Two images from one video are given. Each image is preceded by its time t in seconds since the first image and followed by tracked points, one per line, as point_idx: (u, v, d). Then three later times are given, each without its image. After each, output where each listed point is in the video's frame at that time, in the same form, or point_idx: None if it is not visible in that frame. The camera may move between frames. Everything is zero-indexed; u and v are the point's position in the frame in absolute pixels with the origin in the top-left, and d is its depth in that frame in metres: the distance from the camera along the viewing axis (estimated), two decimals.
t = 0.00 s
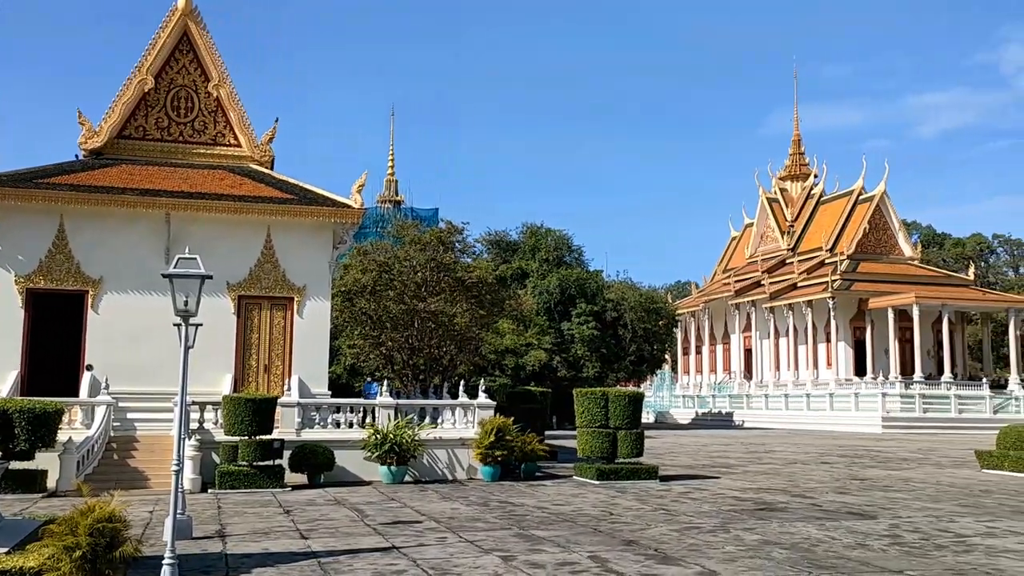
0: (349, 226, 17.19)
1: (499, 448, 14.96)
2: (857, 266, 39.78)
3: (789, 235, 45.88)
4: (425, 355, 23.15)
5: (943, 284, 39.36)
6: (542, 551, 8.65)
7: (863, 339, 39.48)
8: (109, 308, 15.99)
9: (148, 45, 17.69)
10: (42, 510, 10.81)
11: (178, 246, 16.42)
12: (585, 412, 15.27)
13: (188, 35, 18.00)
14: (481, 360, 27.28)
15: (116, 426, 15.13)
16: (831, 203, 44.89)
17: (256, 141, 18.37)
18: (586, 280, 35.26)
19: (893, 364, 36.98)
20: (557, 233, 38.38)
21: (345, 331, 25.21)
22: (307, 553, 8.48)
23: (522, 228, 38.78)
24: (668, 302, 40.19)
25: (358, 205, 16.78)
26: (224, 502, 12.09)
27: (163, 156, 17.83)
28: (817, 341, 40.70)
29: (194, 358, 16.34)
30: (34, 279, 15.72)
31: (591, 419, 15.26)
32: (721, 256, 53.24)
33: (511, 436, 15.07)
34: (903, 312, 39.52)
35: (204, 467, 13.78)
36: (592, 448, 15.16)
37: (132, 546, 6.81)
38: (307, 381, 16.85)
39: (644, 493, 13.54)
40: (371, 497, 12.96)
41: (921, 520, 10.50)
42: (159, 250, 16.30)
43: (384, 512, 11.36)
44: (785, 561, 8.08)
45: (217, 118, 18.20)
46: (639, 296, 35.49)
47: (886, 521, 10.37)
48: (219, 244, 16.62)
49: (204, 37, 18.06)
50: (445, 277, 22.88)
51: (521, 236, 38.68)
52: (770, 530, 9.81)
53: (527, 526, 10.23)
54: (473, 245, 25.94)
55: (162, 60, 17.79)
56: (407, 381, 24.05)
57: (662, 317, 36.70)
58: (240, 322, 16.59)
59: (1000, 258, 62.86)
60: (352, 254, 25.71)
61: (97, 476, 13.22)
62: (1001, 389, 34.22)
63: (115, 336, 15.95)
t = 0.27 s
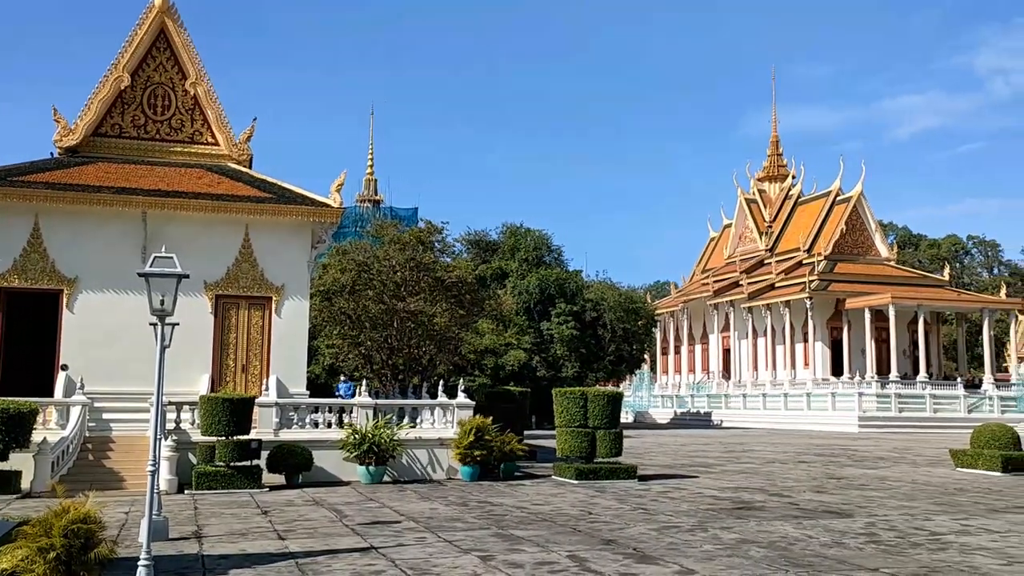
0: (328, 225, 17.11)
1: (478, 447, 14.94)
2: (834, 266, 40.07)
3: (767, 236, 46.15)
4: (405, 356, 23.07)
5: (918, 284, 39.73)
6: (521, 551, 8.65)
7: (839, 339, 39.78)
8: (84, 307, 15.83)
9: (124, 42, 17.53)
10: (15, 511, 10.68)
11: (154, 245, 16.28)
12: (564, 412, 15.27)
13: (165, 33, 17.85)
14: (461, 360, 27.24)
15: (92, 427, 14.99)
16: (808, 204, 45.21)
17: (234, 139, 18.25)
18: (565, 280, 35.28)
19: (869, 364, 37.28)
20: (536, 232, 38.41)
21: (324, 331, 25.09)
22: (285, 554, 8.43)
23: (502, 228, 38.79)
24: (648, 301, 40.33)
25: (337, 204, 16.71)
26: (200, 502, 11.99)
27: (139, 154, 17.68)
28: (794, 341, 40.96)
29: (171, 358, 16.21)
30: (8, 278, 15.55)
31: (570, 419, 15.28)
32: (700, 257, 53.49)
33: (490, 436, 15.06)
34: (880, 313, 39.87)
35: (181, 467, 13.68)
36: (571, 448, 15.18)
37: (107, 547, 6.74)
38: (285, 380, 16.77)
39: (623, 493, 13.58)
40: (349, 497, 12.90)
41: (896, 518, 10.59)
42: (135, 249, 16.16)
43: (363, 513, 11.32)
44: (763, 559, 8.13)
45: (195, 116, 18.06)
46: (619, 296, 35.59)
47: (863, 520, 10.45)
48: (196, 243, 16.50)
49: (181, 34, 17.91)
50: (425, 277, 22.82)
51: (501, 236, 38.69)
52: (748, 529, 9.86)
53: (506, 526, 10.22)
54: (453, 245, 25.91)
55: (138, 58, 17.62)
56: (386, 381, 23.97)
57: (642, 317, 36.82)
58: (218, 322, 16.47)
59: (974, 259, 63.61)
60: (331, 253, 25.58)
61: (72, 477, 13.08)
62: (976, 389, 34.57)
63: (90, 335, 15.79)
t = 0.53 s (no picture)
0: (307, 224, 17.04)
1: (457, 447, 14.92)
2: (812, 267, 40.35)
3: (746, 236, 46.41)
4: (384, 355, 23.01)
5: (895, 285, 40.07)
6: (500, 550, 8.65)
7: (818, 339, 40.06)
8: (60, 306, 15.67)
9: (101, 39, 17.36)
10: None
11: (131, 244, 16.15)
12: (544, 411, 15.27)
13: (142, 30, 17.69)
14: (441, 359, 27.22)
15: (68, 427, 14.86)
16: (787, 205, 45.51)
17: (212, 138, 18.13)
18: (545, 280, 35.30)
19: (847, 364, 37.57)
20: (517, 232, 38.45)
21: (303, 330, 24.97)
22: (263, 555, 8.39)
23: (482, 227, 38.81)
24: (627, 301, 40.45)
25: (316, 203, 16.64)
26: (177, 503, 11.90)
27: (116, 152, 17.53)
28: (773, 340, 41.21)
29: (148, 358, 16.08)
30: None
31: (550, 419, 15.29)
32: (680, 257, 53.71)
33: (470, 435, 15.04)
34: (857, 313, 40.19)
35: (158, 468, 13.58)
36: (551, 448, 15.19)
37: (82, 548, 6.69)
38: (263, 380, 16.68)
39: (603, 492, 13.61)
40: (328, 497, 12.85)
41: (873, 517, 10.68)
42: (112, 248, 16.02)
43: (341, 513, 11.28)
44: (740, 558, 8.17)
45: (172, 114, 17.92)
46: (599, 296, 35.68)
47: (840, 518, 10.52)
48: (174, 242, 16.38)
49: (159, 31, 17.76)
50: (405, 276, 22.78)
51: (481, 236, 38.70)
52: (726, 528, 9.90)
53: (486, 526, 10.22)
54: (433, 244, 25.87)
55: (115, 55, 17.46)
56: (365, 380, 23.91)
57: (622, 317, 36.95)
58: (195, 322, 16.36)
59: (950, 260, 64.32)
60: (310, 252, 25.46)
61: (47, 478, 12.96)
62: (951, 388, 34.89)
63: (66, 335, 15.63)
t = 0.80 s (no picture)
0: (286, 223, 16.96)
1: (437, 446, 14.90)
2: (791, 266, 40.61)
3: (726, 236, 46.65)
4: (364, 354, 22.93)
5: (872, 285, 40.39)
6: (479, 550, 8.64)
7: (796, 338, 40.32)
8: (35, 305, 15.50)
9: (77, 35, 17.19)
10: None
11: (108, 242, 16.00)
12: (523, 411, 15.28)
13: (119, 26, 17.53)
14: (421, 358, 27.15)
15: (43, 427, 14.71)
16: (765, 205, 45.78)
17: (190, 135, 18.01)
18: (525, 280, 35.30)
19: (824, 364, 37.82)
20: (497, 231, 38.45)
21: (282, 329, 24.82)
22: (241, 555, 8.33)
23: (463, 226, 38.77)
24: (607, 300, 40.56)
25: (295, 202, 16.56)
26: (154, 503, 11.80)
27: (93, 150, 17.36)
28: (752, 340, 41.45)
29: (124, 356, 15.95)
30: None
31: (529, 418, 15.30)
32: (660, 257, 53.90)
33: (449, 435, 15.03)
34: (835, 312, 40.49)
35: (135, 467, 13.47)
36: (530, 447, 15.20)
37: (57, 548, 6.62)
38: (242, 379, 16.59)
39: (582, 491, 13.63)
40: (306, 497, 12.78)
41: (849, 515, 10.77)
42: (88, 246, 15.86)
43: (320, 512, 11.22)
44: (719, 557, 8.21)
45: (150, 111, 17.78)
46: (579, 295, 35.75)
47: (817, 516, 10.59)
48: (151, 240, 16.25)
49: (136, 27, 17.60)
50: (385, 275, 22.73)
51: (462, 235, 38.67)
52: (705, 526, 9.94)
53: (465, 526, 10.20)
54: (413, 243, 25.81)
55: (92, 51, 17.30)
56: (345, 380, 23.83)
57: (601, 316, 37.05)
58: (173, 321, 16.25)
59: (926, 260, 64.97)
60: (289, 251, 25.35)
61: (21, 478, 12.82)
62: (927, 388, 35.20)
63: (41, 333, 15.47)
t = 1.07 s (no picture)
0: (265, 221, 16.86)
1: (416, 445, 14.87)
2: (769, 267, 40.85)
3: (705, 236, 46.87)
4: (343, 354, 22.81)
5: (849, 285, 40.70)
6: (458, 549, 8.63)
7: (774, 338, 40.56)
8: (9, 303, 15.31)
9: (53, 31, 17.01)
10: None
11: (83, 240, 15.84)
12: (503, 410, 15.27)
13: (96, 21, 17.36)
14: (400, 358, 27.06)
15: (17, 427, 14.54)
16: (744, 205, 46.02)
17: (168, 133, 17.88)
18: (505, 279, 35.28)
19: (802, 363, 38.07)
20: (477, 230, 38.44)
21: (261, 329, 24.65)
22: (217, 556, 8.28)
23: (442, 226, 38.72)
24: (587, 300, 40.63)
25: (274, 200, 16.46)
26: (129, 503, 11.71)
27: (69, 147, 17.19)
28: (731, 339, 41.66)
29: (100, 356, 15.80)
30: None
31: (509, 417, 15.29)
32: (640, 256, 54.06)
33: (429, 435, 15.00)
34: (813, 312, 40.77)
35: (111, 467, 13.35)
36: (510, 446, 15.19)
37: (31, 549, 6.55)
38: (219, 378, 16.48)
39: (561, 491, 13.65)
40: (284, 497, 12.71)
41: (826, 513, 10.84)
42: (63, 244, 15.68)
43: (298, 513, 11.17)
44: (697, 555, 8.24)
45: (127, 108, 17.62)
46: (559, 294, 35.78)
47: (794, 515, 10.66)
48: (127, 238, 16.10)
49: (113, 23, 17.45)
50: (364, 275, 22.65)
51: (442, 234, 38.62)
52: (683, 525, 9.98)
53: (444, 525, 10.19)
54: (392, 242, 25.73)
55: (68, 47, 17.12)
56: (324, 379, 23.72)
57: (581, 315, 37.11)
58: (149, 320, 16.11)
59: (903, 261, 65.55)
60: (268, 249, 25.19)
61: None
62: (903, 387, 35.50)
63: (15, 332, 15.28)
